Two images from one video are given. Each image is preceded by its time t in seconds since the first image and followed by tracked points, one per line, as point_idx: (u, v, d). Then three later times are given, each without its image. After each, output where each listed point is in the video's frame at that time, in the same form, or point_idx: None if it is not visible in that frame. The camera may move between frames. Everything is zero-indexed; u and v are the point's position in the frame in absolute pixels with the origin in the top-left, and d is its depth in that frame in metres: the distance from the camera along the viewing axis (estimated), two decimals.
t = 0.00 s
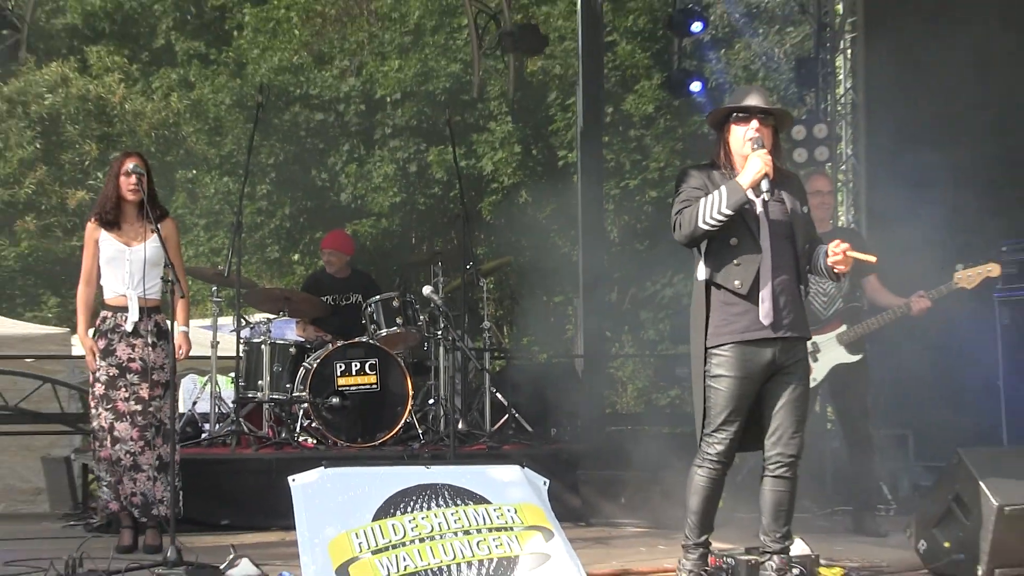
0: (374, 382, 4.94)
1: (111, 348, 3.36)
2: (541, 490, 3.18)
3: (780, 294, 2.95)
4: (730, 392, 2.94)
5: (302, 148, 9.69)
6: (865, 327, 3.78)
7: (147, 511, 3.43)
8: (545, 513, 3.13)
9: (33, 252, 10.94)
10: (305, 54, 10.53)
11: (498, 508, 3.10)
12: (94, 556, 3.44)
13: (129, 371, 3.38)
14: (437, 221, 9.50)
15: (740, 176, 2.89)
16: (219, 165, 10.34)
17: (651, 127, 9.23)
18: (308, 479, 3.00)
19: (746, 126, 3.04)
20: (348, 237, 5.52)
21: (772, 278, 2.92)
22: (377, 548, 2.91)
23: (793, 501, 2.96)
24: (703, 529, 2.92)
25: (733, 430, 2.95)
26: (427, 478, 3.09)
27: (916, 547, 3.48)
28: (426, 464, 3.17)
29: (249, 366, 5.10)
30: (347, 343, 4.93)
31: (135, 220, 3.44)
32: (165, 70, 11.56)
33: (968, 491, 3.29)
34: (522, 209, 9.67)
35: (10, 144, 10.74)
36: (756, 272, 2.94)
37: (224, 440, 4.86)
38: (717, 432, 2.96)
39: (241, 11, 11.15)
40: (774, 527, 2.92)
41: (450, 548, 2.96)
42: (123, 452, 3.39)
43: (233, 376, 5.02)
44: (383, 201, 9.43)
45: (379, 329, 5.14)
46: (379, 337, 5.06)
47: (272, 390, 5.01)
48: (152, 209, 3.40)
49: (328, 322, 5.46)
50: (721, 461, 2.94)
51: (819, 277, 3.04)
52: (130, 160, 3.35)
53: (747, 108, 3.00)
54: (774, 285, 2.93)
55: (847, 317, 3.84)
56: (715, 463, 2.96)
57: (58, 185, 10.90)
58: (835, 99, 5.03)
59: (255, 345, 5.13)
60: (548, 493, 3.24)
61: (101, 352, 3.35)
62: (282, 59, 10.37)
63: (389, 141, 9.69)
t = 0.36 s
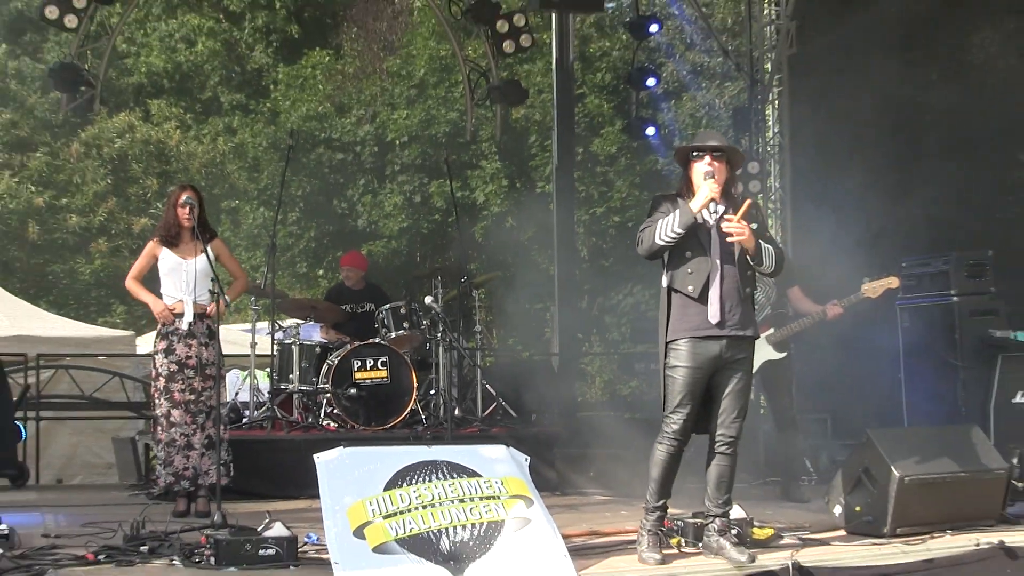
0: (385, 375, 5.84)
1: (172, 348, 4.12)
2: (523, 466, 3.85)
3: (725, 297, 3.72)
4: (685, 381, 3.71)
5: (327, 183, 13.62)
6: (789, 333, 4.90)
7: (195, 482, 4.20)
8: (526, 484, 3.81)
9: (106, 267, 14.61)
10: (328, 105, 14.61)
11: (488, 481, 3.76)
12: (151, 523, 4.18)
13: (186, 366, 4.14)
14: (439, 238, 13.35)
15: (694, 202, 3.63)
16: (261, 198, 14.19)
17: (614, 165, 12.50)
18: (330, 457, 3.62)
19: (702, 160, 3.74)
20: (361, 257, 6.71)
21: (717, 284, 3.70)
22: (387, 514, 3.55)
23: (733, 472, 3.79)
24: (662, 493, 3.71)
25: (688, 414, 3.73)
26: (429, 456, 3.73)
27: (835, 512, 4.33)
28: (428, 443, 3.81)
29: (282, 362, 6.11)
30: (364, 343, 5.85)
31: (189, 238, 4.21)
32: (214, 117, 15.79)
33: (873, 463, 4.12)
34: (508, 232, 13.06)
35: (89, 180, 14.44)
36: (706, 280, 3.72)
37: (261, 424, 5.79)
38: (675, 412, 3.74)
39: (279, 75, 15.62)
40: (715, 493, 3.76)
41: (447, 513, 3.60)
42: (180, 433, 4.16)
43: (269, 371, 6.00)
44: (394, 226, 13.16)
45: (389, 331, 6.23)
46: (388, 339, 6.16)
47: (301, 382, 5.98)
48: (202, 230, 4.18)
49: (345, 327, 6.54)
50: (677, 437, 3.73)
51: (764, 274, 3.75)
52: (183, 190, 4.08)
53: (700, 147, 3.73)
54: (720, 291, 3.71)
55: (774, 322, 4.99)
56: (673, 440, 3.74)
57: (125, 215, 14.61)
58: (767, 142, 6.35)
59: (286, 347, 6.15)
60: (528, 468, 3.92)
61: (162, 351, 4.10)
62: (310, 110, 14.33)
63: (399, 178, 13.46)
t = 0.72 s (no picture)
0: (390, 367, 6.38)
1: (201, 341, 4.67)
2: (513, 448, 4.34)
3: (687, 299, 4.22)
4: (656, 371, 4.22)
5: (339, 196, 15.14)
6: (749, 331, 5.89)
7: (220, 462, 4.73)
8: (516, 465, 4.27)
9: (143, 271, 16.05)
10: (341, 126, 15.63)
11: (482, 461, 4.23)
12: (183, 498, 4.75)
13: (214, 358, 4.70)
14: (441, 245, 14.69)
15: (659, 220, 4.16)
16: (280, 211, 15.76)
17: (596, 179, 14.23)
18: (343, 440, 4.13)
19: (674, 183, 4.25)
20: (370, 261, 7.28)
21: (679, 287, 4.21)
22: (391, 489, 4.01)
23: (701, 455, 4.22)
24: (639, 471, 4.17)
25: (659, 402, 4.22)
26: (429, 439, 4.22)
27: (793, 489, 4.87)
28: (428, 429, 4.30)
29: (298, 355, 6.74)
30: (371, 337, 6.37)
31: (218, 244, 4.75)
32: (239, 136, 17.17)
33: (823, 445, 4.65)
34: (503, 240, 14.15)
35: (129, 192, 15.82)
36: (669, 285, 4.25)
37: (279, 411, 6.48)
38: (648, 398, 4.24)
39: (297, 98, 16.46)
40: (686, 473, 4.22)
41: (445, 489, 4.06)
42: (206, 418, 4.69)
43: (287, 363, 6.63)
44: (400, 233, 14.59)
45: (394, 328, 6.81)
46: (393, 335, 6.65)
47: (315, 373, 6.58)
48: (231, 238, 4.73)
49: (355, 324, 7.17)
50: (650, 421, 4.22)
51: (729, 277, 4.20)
52: (213, 201, 4.62)
53: (668, 173, 4.23)
54: (683, 293, 4.22)
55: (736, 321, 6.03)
56: (648, 426, 4.22)
57: (161, 223, 16.00)
58: (733, 162, 7.93)
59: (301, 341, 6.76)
60: (519, 450, 4.39)
61: (192, 346, 4.66)
62: (325, 130, 15.45)
63: (404, 192, 14.85)
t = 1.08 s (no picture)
0: (385, 367, 6.41)
1: (197, 339, 4.68)
2: (508, 448, 4.33)
3: (680, 298, 4.23)
4: (649, 371, 4.23)
5: (336, 198, 15.35)
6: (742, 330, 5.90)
7: (217, 460, 4.74)
8: (511, 465, 4.27)
9: (139, 271, 16.07)
10: (337, 126, 15.61)
11: (477, 461, 4.23)
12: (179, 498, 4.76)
13: (211, 356, 4.72)
14: (437, 244, 14.76)
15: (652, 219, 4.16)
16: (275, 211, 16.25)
17: (591, 181, 14.33)
18: (338, 440, 4.14)
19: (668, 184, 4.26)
20: (366, 262, 7.29)
21: (671, 287, 4.22)
22: (386, 490, 4.01)
23: (695, 455, 4.23)
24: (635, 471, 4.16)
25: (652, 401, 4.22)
26: (424, 439, 4.22)
27: (788, 489, 4.89)
28: (423, 430, 4.29)
29: (292, 355, 6.71)
30: (367, 338, 6.41)
31: (212, 244, 4.76)
32: (235, 137, 17.26)
33: (818, 445, 4.68)
34: (498, 239, 14.16)
35: (125, 192, 15.77)
36: (662, 284, 4.26)
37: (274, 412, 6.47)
38: (641, 398, 4.24)
39: (293, 99, 16.44)
40: (681, 474, 4.21)
41: (440, 489, 4.06)
42: (202, 416, 4.71)
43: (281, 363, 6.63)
44: (395, 234, 14.74)
45: (389, 328, 6.84)
46: (388, 336, 6.77)
47: (310, 373, 6.58)
48: (226, 238, 4.73)
49: (350, 324, 7.17)
50: (643, 421, 4.22)
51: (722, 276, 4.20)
52: (207, 201, 4.62)
53: (663, 174, 4.25)
54: (674, 293, 4.23)
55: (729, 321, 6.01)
56: (642, 426, 4.23)
57: (156, 224, 15.98)
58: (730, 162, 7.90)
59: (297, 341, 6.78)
60: (514, 450, 4.39)
61: (190, 343, 4.68)
62: (320, 131, 15.45)
63: (399, 193, 14.91)
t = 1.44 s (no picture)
0: (384, 364, 6.39)
1: (197, 337, 4.69)
2: (507, 445, 4.34)
3: (680, 295, 4.23)
4: (647, 368, 4.23)
5: (334, 195, 15.33)
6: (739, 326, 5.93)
7: (217, 458, 4.74)
8: (510, 462, 4.27)
9: (138, 270, 16.11)
10: (336, 124, 15.62)
11: (476, 458, 4.24)
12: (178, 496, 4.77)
13: (210, 354, 4.72)
14: (435, 244, 14.76)
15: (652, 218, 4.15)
16: (274, 209, 16.09)
17: (589, 178, 14.32)
18: (337, 437, 4.14)
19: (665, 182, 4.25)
20: (365, 259, 7.30)
21: (672, 284, 4.22)
22: (385, 487, 4.02)
23: (694, 452, 4.24)
24: (633, 468, 4.17)
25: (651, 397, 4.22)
26: (423, 436, 4.22)
27: (787, 485, 4.90)
28: (422, 427, 4.30)
29: (292, 353, 6.77)
30: (365, 335, 6.42)
31: (211, 242, 4.76)
32: (235, 134, 17.26)
33: (817, 441, 4.69)
34: (497, 237, 14.17)
35: (123, 191, 15.89)
36: (662, 281, 4.26)
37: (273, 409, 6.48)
38: (640, 396, 4.24)
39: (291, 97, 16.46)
40: (680, 471, 4.21)
41: (439, 486, 4.06)
42: (202, 415, 4.72)
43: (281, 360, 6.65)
44: (394, 232, 14.72)
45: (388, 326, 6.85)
46: (387, 333, 6.68)
47: (310, 370, 6.61)
48: (224, 236, 4.74)
49: (350, 322, 7.15)
50: (642, 418, 4.22)
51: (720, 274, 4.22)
52: (205, 200, 4.62)
53: (660, 172, 4.24)
54: (674, 291, 4.23)
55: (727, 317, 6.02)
56: (641, 422, 4.23)
57: (155, 222, 16.04)
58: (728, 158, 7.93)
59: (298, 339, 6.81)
60: (513, 447, 4.39)
61: (190, 340, 4.69)
62: (318, 129, 15.47)
63: (399, 190, 14.83)
